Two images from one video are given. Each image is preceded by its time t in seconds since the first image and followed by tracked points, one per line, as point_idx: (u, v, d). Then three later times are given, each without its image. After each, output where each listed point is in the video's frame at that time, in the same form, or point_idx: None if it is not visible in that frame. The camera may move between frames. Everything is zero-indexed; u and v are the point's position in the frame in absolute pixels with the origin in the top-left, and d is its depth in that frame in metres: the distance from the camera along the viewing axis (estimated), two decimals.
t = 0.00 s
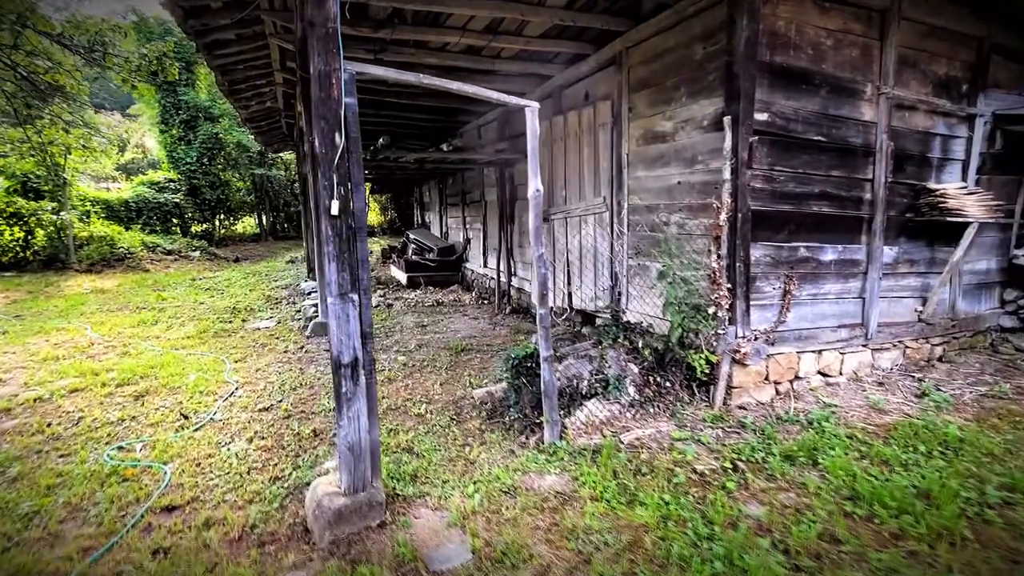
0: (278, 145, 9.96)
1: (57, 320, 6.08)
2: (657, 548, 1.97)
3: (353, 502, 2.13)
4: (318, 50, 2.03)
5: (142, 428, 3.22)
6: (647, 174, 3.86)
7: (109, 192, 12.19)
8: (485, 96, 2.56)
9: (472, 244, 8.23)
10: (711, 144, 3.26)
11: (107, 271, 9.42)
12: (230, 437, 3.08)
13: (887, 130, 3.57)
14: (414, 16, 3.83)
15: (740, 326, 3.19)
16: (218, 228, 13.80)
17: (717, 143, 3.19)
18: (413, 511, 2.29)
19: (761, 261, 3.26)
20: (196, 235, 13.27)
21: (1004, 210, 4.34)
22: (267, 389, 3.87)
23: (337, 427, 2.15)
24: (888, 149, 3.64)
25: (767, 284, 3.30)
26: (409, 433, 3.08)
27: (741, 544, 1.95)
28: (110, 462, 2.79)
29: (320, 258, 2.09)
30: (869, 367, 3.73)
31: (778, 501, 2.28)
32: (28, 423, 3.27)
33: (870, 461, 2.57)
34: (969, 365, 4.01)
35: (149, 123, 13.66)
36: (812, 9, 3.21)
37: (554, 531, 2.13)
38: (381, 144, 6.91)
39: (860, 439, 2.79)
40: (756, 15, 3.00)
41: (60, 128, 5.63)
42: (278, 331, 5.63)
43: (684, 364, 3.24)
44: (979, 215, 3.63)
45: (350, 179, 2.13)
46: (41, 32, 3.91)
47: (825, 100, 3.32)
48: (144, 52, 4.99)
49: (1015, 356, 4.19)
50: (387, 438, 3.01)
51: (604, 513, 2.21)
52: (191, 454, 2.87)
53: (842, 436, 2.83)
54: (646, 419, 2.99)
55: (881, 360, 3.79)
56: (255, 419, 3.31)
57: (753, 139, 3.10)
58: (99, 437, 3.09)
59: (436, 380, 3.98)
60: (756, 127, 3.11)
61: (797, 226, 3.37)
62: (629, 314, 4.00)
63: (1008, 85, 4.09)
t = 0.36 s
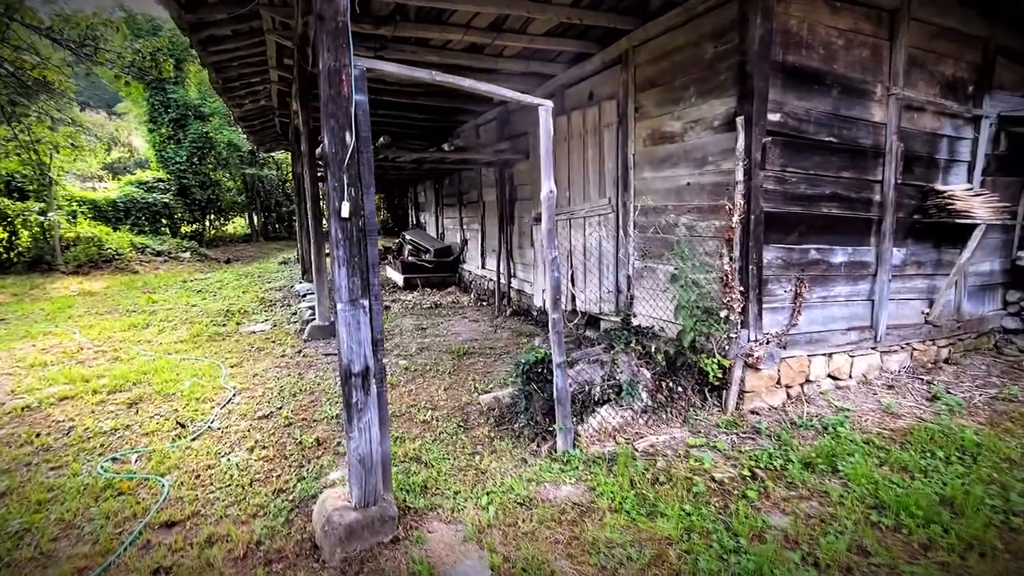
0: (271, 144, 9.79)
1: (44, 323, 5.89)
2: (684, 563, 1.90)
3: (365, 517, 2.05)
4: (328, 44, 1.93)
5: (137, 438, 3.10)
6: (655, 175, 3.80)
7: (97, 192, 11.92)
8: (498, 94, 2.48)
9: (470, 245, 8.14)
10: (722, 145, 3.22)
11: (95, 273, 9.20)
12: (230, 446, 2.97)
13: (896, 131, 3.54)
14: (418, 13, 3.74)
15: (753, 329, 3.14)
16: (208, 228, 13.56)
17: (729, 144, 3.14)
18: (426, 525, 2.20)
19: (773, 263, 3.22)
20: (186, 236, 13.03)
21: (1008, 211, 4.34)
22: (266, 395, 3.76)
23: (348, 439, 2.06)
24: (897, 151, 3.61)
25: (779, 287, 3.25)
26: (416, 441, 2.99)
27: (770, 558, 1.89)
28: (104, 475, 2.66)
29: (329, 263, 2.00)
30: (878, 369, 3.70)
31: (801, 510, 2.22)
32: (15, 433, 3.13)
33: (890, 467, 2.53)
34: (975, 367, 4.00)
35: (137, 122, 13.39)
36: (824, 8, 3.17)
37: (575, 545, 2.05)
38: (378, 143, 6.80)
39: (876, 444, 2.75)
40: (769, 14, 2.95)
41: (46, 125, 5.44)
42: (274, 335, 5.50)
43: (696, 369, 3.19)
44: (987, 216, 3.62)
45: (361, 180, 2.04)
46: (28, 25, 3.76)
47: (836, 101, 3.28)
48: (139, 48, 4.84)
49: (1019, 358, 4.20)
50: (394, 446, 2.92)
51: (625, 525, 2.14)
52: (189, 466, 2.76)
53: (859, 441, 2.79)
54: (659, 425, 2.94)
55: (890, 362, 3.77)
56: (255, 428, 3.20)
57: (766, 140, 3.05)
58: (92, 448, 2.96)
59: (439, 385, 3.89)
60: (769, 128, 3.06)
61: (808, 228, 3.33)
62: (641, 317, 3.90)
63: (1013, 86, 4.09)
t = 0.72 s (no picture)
0: (263, 143, 9.62)
1: (29, 325, 5.70)
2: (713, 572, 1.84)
3: (379, 527, 1.96)
4: (341, 31, 1.84)
5: (132, 444, 2.98)
6: (663, 173, 3.74)
7: (83, 190, 11.64)
8: (513, 87, 2.40)
9: (467, 245, 8.05)
10: (735, 142, 3.17)
11: (81, 274, 8.97)
12: (230, 453, 2.86)
13: (906, 129, 3.52)
14: (422, 6, 3.65)
15: (766, 329, 3.09)
16: (198, 228, 13.32)
17: (742, 141, 3.09)
18: (441, 534, 2.12)
19: (786, 262, 3.17)
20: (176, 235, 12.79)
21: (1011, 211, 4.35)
22: (265, 399, 3.64)
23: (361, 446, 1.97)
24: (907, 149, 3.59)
25: (792, 287, 3.21)
26: (424, 446, 2.90)
27: (802, 566, 1.83)
28: (99, 484, 2.54)
29: (342, 261, 1.92)
30: (888, 370, 3.67)
31: (826, 515, 2.17)
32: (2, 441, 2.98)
33: (911, 469, 2.48)
34: (982, 367, 4.00)
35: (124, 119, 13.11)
36: (837, 5, 3.14)
37: (598, 554, 1.97)
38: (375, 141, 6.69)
39: (894, 446, 2.71)
40: (784, 9, 2.90)
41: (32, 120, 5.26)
42: (270, 337, 5.36)
43: (709, 370, 3.13)
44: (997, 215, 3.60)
45: (375, 175, 1.95)
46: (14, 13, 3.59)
47: (848, 98, 3.25)
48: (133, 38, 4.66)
49: None
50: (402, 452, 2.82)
51: (648, 533, 2.07)
52: (189, 474, 2.65)
53: (877, 443, 2.75)
54: (673, 428, 2.89)
55: (899, 362, 3.74)
56: (255, 433, 3.09)
57: (780, 137, 3.01)
58: (84, 456, 2.83)
59: (444, 387, 3.80)
60: (783, 125, 3.02)
61: (820, 227, 3.29)
62: (652, 318, 3.82)
63: (1017, 86, 4.09)
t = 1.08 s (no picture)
0: (255, 141, 9.45)
1: (14, 329, 5.51)
2: None
3: (397, 541, 1.87)
4: (359, 21, 1.76)
5: (129, 453, 2.86)
6: (672, 173, 3.69)
7: (68, 189, 11.36)
8: (531, 83, 2.33)
9: (465, 245, 7.96)
10: (748, 142, 3.13)
11: (67, 274, 8.73)
12: (233, 462, 2.75)
13: (916, 129, 3.50)
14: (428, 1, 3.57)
15: (781, 331, 3.05)
16: (187, 228, 13.07)
17: (756, 141, 3.05)
18: (460, 546, 2.03)
19: (800, 263, 3.14)
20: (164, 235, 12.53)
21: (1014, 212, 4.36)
22: (266, 404, 3.54)
23: (379, 455, 1.89)
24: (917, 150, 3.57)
25: (805, 288, 3.18)
26: (435, 452, 2.82)
27: None
28: (96, 496, 2.42)
29: (359, 263, 1.84)
30: (898, 371, 3.66)
31: (853, 522, 2.12)
32: None
33: (934, 474, 2.45)
34: (988, 368, 4.00)
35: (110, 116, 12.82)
36: (851, 4, 3.11)
37: (625, 565, 1.91)
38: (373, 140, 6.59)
39: (912, 449, 2.68)
40: (801, 7, 2.86)
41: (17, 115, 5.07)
42: (267, 340, 5.24)
43: (723, 373, 3.09)
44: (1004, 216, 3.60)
45: (392, 173, 1.87)
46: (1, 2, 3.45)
47: (861, 99, 3.23)
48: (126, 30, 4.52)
49: None
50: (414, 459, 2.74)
51: (675, 543, 2.01)
52: (190, 484, 2.53)
53: (895, 446, 2.72)
54: (690, 432, 2.84)
55: (908, 364, 3.73)
56: (258, 441, 2.98)
57: (795, 136, 2.97)
58: (78, 466, 2.71)
59: (450, 391, 3.72)
60: (798, 124, 2.98)
61: (833, 228, 3.27)
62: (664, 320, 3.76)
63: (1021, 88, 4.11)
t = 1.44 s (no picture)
0: (245, 139, 9.26)
1: None
2: None
3: (416, 556, 1.79)
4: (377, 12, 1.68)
5: (123, 463, 2.73)
6: (680, 174, 3.65)
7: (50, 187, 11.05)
8: (548, 80, 2.26)
9: (461, 246, 7.87)
10: (759, 143, 3.10)
11: (50, 275, 8.47)
12: (234, 472, 2.64)
13: (923, 131, 3.50)
14: None
15: (793, 334, 3.02)
16: (174, 227, 12.80)
17: (768, 142, 3.01)
18: (479, 560, 1.96)
19: (812, 266, 3.12)
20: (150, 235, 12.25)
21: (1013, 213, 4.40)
22: (266, 410, 3.43)
23: (396, 467, 1.81)
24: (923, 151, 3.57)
25: (816, 290, 3.15)
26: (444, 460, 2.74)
27: None
28: (90, 510, 2.30)
29: (376, 267, 1.75)
30: (905, 373, 3.66)
31: (878, 529, 2.09)
32: None
33: (953, 478, 2.43)
34: (990, 369, 4.03)
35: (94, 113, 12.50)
36: (861, 4, 3.09)
37: None
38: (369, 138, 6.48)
39: (928, 453, 2.66)
40: (814, 6, 2.83)
41: None
42: (262, 343, 5.11)
43: (735, 377, 3.04)
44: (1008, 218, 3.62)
45: (410, 172, 1.79)
46: None
47: (871, 100, 3.21)
48: (114, 23, 4.36)
49: None
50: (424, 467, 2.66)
51: (701, 554, 1.95)
52: (190, 497, 2.42)
53: (911, 450, 2.69)
54: (704, 437, 2.79)
55: (914, 366, 3.73)
56: (259, 449, 2.87)
57: (809, 137, 2.94)
58: (70, 478, 2.58)
59: (455, 395, 3.64)
60: (811, 125, 2.95)
61: (843, 230, 3.25)
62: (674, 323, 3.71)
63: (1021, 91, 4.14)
